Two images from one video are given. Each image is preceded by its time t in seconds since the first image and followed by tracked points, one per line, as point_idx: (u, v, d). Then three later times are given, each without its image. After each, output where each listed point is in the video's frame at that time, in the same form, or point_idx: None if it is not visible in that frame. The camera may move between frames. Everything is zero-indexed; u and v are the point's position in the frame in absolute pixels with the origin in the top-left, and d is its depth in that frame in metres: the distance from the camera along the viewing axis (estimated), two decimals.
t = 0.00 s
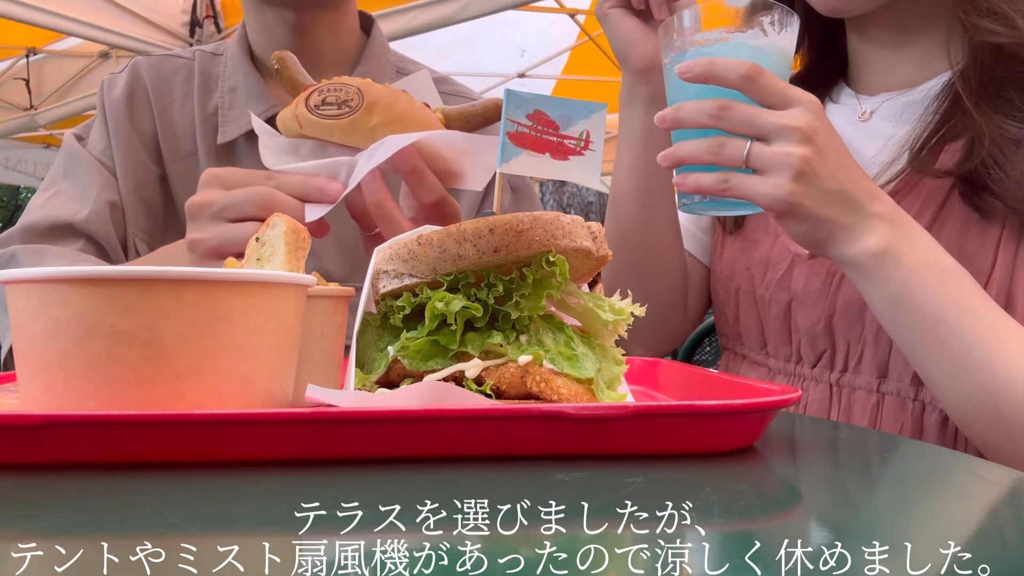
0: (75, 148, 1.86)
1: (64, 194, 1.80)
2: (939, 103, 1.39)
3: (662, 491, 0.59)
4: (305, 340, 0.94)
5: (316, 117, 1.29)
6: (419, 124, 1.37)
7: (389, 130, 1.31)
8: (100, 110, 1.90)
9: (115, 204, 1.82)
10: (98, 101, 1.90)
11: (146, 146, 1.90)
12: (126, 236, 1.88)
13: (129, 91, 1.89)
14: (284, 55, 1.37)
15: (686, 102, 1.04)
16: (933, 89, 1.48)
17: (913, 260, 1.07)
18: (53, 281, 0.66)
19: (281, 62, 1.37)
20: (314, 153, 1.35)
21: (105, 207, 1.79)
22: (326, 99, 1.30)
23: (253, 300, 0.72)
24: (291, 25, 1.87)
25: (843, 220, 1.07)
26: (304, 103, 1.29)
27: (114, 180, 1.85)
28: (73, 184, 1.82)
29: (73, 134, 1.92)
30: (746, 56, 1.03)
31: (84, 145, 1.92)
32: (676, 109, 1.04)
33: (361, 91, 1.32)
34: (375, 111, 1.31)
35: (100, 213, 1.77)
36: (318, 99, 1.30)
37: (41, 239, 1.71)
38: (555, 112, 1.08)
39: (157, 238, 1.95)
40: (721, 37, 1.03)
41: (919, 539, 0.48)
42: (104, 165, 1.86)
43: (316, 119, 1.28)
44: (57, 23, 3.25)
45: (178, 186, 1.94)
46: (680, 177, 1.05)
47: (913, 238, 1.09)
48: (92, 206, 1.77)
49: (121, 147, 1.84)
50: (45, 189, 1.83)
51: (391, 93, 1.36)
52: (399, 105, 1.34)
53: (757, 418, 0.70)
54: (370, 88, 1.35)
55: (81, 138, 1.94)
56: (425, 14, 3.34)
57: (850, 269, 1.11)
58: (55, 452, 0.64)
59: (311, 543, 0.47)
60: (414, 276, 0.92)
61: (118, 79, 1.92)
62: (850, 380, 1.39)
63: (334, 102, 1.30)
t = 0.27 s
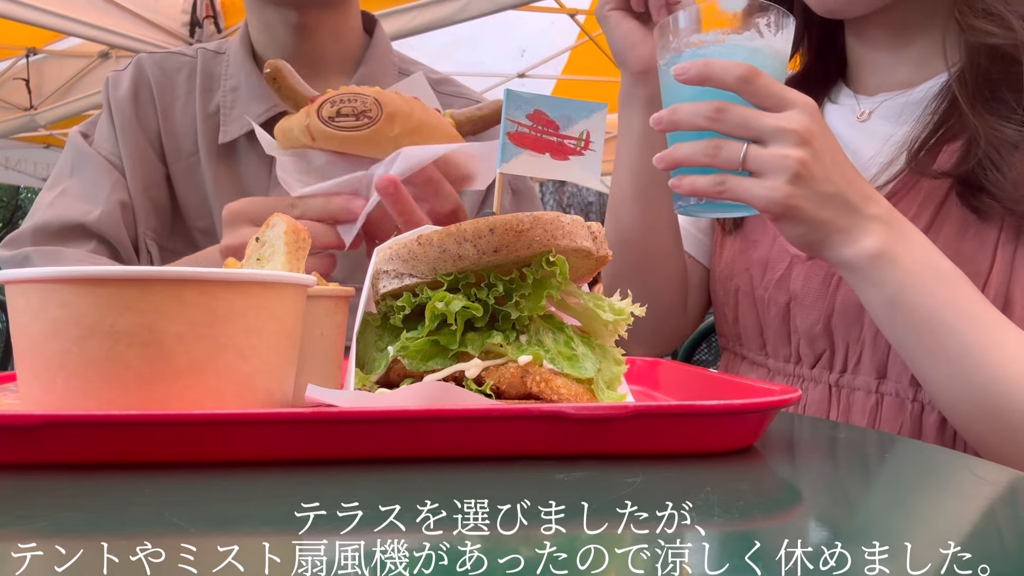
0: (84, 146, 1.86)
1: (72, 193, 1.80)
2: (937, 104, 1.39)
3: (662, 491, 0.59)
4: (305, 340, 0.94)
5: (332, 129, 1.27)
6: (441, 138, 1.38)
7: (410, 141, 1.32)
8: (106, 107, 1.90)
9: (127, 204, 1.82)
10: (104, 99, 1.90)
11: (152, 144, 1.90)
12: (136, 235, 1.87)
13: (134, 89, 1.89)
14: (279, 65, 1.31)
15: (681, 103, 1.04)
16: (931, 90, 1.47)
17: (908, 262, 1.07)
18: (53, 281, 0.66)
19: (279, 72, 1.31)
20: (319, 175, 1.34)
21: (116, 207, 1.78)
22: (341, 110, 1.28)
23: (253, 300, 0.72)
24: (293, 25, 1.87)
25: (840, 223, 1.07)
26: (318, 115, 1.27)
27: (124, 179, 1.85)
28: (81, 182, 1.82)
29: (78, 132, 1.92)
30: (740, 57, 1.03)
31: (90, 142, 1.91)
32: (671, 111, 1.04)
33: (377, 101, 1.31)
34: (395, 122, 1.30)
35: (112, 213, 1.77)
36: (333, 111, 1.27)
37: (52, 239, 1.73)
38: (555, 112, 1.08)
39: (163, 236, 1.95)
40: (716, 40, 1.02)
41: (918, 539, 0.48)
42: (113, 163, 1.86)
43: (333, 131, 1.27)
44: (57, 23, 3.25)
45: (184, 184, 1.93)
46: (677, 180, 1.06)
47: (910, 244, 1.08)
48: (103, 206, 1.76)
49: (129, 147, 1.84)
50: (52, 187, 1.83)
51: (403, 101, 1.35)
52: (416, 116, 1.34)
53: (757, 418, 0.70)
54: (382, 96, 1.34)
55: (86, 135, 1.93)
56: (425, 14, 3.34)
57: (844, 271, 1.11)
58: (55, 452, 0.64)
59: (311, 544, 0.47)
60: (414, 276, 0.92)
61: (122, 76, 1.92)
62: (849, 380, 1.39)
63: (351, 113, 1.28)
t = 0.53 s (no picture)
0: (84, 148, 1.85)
1: (72, 196, 1.80)
2: (940, 104, 1.39)
3: (662, 490, 0.59)
4: (305, 340, 0.94)
5: (348, 168, 1.24)
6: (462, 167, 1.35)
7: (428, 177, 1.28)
8: (106, 109, 1.89)
9: (129, 208, 1.82)
10: (104, 101, 1.89)
11: (153, 146, 1.90)
12: (138, 238, 1.87)
13: (135, 91, 1.89)
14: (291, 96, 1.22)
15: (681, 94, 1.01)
16: (934, 90, 1.47)
17: (909, 258, 1.06)
18: (53, 281, 0.66)
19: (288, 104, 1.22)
20: (332, 204, 1.33)
21: (118, 211, 1.78)
22: (357, 148, 1.23)
23: (253, 300, 0.72)
24: (294, 25, 1.86)
25: (841, 216, 1.05)
26: (334, 155, 1.22)
27: (125, 182, 1.85)
28: (81, 184, 1.82)
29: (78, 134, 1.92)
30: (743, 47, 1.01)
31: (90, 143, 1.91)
32: (672, 102, 1.01)
33: (394, 135, 1.26)
34: (413, 158, 1.27)
35: (114, 217, 1.77)
36: (349, 150, 1.23)
37: (54, 245, 1.72)
38: (555, 112, 1.08)
39: (164, 238, 1.95)
40: (718, 30, 1.02)
41: (918, 539, 0.48)
42: (113, 166, 1.86)
43: (349, 171, 1.24)
44: (57, 23, 3.25)
45: (184, 187, 1.93)
46: (677, 172, 1.04)
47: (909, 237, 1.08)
48: (106, 210, 1.77)
49: (130, 150, 1.84)
50: (53, 189, 1.83)
51: (420, 131, 1.30)
52: (435, 147, 1.29)
53: (757, 418, 0.70)
54: (398, 127, 1.28)
55: (86, 137, 1.93)
56: (425, 14, 3.34)
57: (845, 266, 1.10)
58: (55, 452, 0.64)
59: (311, 544, 0.47)
60: (414, 276, 0.92)
61: (122, 76, 1.92)
62: (849, 381, 1.39)
63: (368, 151, 1.24)
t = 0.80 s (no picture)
0: (83, 149, 1.85)
1: (72, 197, 1.80)
2: (942, 105, 1.39)
3: (662, 490, 0.59)
4: (305, 340, 0.94)
5: (358, 179, 1.24)
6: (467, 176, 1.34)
7: (438, 186, 1.29)
8: (106, 109, 1.90)
9: (128, 209, 1.82)
10: (103, 101, 1.89)
11: (152, 146, 1.90)
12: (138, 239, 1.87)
13: (134, 91, 1.89)
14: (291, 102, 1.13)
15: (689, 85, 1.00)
16: (937, 90, 1.47)
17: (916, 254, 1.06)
18: (53, 281, 0.66)
19: (288, 109, 1.14)
20: (339, 213, 1.33)
21: (117, 212, 1.78)
22: (368, 160, 1.23)
23: (252, 300, 0.72)
24: (294, 25, 1.87)
25: (849, 213, 1.05)
26: (344, 166, 1.22)
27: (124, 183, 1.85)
28: (81, 185, 1.82)
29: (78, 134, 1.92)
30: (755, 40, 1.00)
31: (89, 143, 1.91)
32: (680, 93, 1.00)
33: (405, 147, 1.26)
34: (424, 168, 1.27)
35: (114, 218, 1.77)
36: (360, 161, 1.23)
37: (54, 246, 1.72)
38: (555, 112, 1.08)
39: (164, 239, 1.95)
40: (730, 20, 1.00)
41: (918, 539, 0.48)
42: (113, 167, 1.86)
43: (360, 182, 1.24)
44: (57, 23, 3.25)
45: (184, 188, 1.93)
46: (681, 163, 1.01)
47: (917, 235, 1.08)
48: (106, 211, 1.77)
49: (129, 152, 1.84)
50: (52, 189, 1.83)
51: (429, 140, 1.29)
52: (444, 156, 1.29)
53: (757, 418, 0.70)
54: (408, 137, 1.27)
55: (85, 137, 1.93)
56: (425, 14, 3.34)
57: (852, 263, 1.10)
58: (54, 452, 0.64)
59: (311, 544, 0.47)
60: (414, 276, 0.92)
61: (122, 77, 1.92)
62: (851, 382, 1.39)
63: (379, 162, 1.24)
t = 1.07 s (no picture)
0: (82, 150, 1.85)
1: (71, 197, 1.80)
2: (943, 105, 1.39)
3: (663, 490, 0.59)
4: (305, 340, 0.94)
5: (352, 175, 1.23)
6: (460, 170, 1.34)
7: (432, 180, 1.29)
8: (105, 110, 1.90)
9: (127, 210, 1.82)
10: (102, 102, 1.90)
11: (151, 146, 1.90)
12: (137, 240, 1.87)
13: (133, 92, 1.89)
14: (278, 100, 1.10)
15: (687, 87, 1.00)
16: (938, 91, 1.47)
17: (916, 254, 1.06)
18: (53, 281, 0.66)
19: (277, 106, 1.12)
20: (334, 211, 1.33)
21: (116, 213, 1.79)
22: (362, 155, 1.22)
23: (252, 300, 0.72)
24: (293, 25, 1.87)
25: (849, 213, 1.05)
26: (338, 162, 1.21)
27: (123, 184, 1.85)
28: (80, 186, 1.82)
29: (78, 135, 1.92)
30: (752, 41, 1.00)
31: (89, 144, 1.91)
32: (678, 94, 1.00)
33: (398, 141, 1.24)
34: (417, 163, 1.26)
35: (113, 219, 1.77)
36: (353, 156, 1.21)
37: (53, 247, 1.72)
38: (555, 112, 1.08)
39: (164, 239, 1.94)
40: (729, 19, 1.00)
41: (918, 540, 0.48)
42: (112, 168, 1.86)
43: (354, 178, 1.23)
44: (58, 23, 3.25)
45: (184, 189, 1.93)
46: (680, 167, 1.02)
47: (917, 236, 1.08)
48: (104, 212, 1.77)
49: (128, 153, 1.84)
50: (51, 190, 1.83)
51: (421, 134, 1.28)
52: (437, 150, 1.28)
53: (757, 418, 0.70)
54: (401, 132, 1.26)
55: (85, 137, 1.93)
56: (425, 14, 3.34)
57: (852, 263, 1.10)
58: (55, 452, 0.64)
59: (311, 544, 0.47)
60: (414, 276, 0.92)
61: (122, 77, 1.92)
62: (851, 382, 1.39)
63: (373, 158, 1.23)
